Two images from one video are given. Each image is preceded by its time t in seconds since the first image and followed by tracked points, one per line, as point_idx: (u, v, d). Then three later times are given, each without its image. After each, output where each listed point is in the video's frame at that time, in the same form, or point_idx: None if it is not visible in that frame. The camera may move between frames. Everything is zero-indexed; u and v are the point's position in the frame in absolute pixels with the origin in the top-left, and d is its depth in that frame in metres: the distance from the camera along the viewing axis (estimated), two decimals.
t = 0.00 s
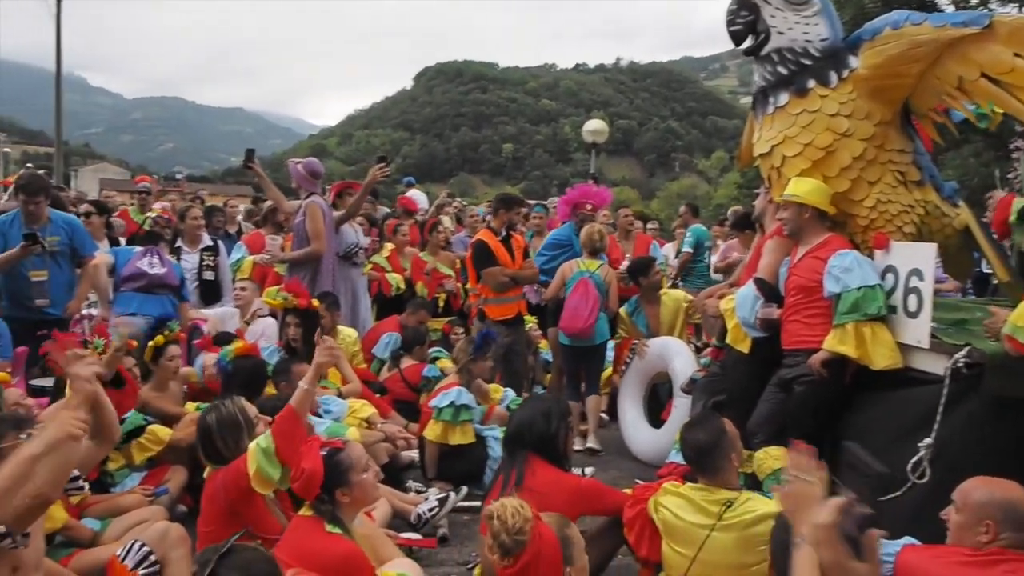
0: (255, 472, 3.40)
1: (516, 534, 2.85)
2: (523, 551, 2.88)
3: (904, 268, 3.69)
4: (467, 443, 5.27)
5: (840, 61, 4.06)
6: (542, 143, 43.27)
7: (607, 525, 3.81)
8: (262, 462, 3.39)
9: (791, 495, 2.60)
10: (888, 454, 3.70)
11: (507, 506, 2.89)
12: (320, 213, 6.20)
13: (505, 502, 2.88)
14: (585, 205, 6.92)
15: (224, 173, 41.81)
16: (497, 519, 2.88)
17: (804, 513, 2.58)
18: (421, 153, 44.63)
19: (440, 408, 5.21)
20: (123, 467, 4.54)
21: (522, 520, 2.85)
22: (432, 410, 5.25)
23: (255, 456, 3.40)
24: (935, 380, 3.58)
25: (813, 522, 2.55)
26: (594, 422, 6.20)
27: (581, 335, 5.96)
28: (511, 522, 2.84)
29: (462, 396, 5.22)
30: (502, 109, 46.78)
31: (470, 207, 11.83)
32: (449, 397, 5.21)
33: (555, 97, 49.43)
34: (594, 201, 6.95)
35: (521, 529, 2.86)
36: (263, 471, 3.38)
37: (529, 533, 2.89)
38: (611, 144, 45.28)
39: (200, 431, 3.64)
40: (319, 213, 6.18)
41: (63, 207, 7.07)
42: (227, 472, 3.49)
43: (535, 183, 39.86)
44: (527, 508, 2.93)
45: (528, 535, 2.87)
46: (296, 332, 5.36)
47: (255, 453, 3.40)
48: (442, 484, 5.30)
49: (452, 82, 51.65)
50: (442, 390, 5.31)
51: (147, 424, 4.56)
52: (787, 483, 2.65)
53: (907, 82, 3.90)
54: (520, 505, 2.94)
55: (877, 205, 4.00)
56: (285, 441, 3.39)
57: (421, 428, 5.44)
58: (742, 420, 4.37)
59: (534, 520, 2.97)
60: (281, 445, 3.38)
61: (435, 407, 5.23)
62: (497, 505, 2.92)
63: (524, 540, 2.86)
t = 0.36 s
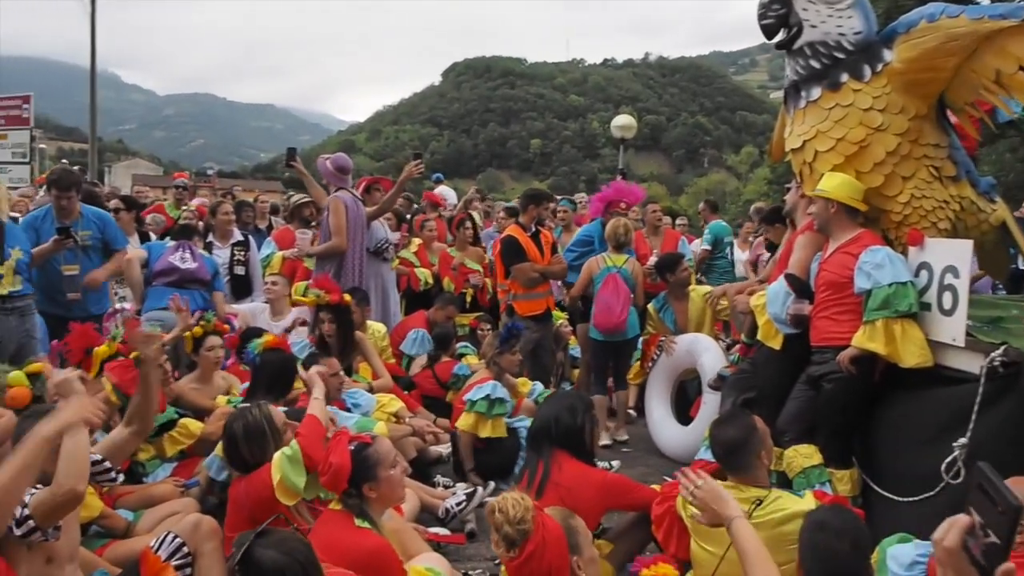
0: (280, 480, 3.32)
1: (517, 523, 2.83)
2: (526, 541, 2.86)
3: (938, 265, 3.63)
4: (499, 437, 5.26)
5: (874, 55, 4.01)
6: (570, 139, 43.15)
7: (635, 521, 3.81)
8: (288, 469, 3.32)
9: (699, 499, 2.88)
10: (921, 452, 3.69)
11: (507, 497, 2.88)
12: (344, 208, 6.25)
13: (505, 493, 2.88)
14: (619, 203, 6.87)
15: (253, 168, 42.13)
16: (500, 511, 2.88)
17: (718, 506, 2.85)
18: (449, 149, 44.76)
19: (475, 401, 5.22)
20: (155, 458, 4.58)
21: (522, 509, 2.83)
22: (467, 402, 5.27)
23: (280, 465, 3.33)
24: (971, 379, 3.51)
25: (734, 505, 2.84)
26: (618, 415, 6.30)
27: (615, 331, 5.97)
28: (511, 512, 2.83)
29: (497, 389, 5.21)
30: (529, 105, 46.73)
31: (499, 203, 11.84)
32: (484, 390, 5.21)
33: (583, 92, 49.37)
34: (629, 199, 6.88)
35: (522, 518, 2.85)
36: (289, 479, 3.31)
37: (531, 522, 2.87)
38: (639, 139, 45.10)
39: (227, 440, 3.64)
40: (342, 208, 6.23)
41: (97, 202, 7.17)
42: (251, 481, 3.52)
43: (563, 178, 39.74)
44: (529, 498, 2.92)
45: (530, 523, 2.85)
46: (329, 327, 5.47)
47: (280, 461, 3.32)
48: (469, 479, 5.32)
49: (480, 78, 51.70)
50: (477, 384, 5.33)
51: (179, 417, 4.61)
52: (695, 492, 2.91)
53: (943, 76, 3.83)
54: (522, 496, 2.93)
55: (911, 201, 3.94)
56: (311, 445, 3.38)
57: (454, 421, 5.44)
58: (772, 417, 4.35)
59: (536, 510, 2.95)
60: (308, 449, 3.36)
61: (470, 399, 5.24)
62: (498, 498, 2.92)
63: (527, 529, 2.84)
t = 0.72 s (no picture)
0: (301, 462, 3.38)
1: (529, 515, 2.83)
2: (539, 532, 2.86)
3: (959, 259, 3.59)
4: (519, 425, 5.25)
5: (894, 46, 3.96)
6: (584, 132, 43.02)
7: (648, 514, 3.80)
8: (308, 450, 3.36)
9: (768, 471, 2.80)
10: (938, 449, 3.63)
11: (519, 489, 2.89)
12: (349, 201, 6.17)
13: (517, 485, 2.89)
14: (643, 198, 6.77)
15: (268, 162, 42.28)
16: (512, 503, 2.89)
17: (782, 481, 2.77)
18: (463, 142, 44.77)
19: (495, 391, 5.20)
20: (172, 447, 4.63)
21: (534, 501, 2.83)
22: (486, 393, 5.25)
23: (300, 446, 3.38)
24: (992, 375, 3.45)
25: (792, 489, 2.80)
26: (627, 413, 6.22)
27: (636, 329, 5.99)
28: (523, 504, 2.83)
29: (517, 377, 5.22)
30: (543, 98, 46.68)
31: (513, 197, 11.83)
32: (504, 379, 5.20)
33: (596, 85, 49.26)
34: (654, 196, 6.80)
35: (535, 509, 2.84)
36: (310, 460, 3.35)
37: (544, 514, 2.87)
38: (654, 132, 44.94)
39: (247, 427, 3.63)
40: (347, 200, 6.16)
41: (115, 195, 7.22)
42: (270, 468, 3.48)
43: (577, 171, 39.61)
44: (541, 490, 2.91)
45: (542, 515, 2.85)
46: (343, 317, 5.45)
47: (301, 443, 3.38)
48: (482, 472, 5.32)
49: (493, 71, 51.66)
50: (492, 375, 5.33)
51: (196, 407, 4.68)
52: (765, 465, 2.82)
53: (966, 67, 3.77)
54: (534, 487, 2.92)
55: (931, 193, 3.89)
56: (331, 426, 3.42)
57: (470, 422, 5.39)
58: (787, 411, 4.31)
59: (548, 501, 2.94)
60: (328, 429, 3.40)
61: (489, 390, 5.23)
62: (511, 490, 2.94)
63: (539, 521, 2.85)
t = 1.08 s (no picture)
0: (347, 422, 3.45)
1: (566, 515, 2.83)
2: (576, 534, 2.86)
3: (1000, 255, 3.52)
4: (552, 421, 5.25)
5: (934, 37, 3.90)
6: (615, 126, 42.83)
7: (683, 510, 3.77)
8: (353, 411, 3.44)
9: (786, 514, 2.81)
10: (980, 448, 3.58)
11: (557, 488, 2.87)
12: (369, 196, 6.22)
13: (555, 485, 2.87)
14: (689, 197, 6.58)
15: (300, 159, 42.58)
16: (549, 502, 2.87)
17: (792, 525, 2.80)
18: (494, 137, 44.80)
19: (523, 391, 5.24)
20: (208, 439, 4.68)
21: (571, 502, 2.82)
22: (514, 394, 5.28)
23: (347, 407, 3.46)
24: None
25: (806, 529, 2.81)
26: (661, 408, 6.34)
27: (677, 326, 6.05)
28: (560, 504, 2.82)
29: (542, 375, 5.27)
30: (574, 92, 46.56)
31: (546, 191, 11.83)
32: (530, 377, 5.26)
33: (628, 79, 49.03)
34: (701, 192, 6.70)
35: (571, 510, 2.83)
36: (356, 419, 3.42)
37: (581, 515, 2.86)
38: (686, 126, 44.62)
39: (285, 408, 3.76)
40: (367, 194, 6.20)
41: (155, 192, 7.33)
42: (316, 438, 3.52)
43: (608, 166, 39.44)
44: (578, 490, 2.90)
45: (579, 516, 2.84)
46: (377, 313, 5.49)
47: (348, 404, 3.46)
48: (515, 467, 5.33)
49: (525, 66, 51.61)
50: (519, 372, 5.37)
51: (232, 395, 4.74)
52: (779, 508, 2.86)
53: (1007, 59, 3.72)
54: (571, 486, 2.91)
55: (971, 188, 3.82)
56: (378, 390, 3.49)
57: (502, 418, 5.32)
58: (822, 409, 4.27)
59: (587, 500, 2.93)
60: (374, 393, 3.46)
61: (517, 390, 5.26)
62: (548, 488, 2.91)
63: (576, 522, 2.84)
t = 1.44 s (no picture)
0: (398, 400, 3.53)
1: (628, 514, 2.79)
2: (638, 533, 2.81)
3: None
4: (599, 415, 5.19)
5: (990, 21, 3.75)
6: (656, 118, 42.53)
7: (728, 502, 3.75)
8: (405, 391, 3.51)
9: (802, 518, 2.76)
10: None
11: (620, 485, 2.82)
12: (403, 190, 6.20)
13: (618, 482, 2.82)
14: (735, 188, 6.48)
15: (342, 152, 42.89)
16: (610, 499, 2.83)
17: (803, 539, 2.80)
18: (533, 130, 44.74)
19: (566, 389, 5.17)
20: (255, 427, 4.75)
21: (634, 501, 2.77)
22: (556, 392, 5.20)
23: (398, 386, 3.53)
24: None
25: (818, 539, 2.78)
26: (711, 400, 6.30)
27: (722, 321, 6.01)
28: (623, 503, 2.77)
29: (583, 370, 5.19)
30: (614, 84, 46.34)
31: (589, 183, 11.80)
32: (572, 374, 5.18)
33: (669, 70, 48.69)
34: (748, 184, 6.53)
35: (634, 510, 2.79)
36: (406, 398, 3.51)
37: (643, 515, 2.80)
38: (727, 117, 44.19)
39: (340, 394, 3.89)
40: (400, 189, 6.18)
41: (203, 185, 7.44)
42: (370, 416, 3.58)
43: (649, 158, 39.17)
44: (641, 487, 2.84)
45: (641, 516, 2.80)
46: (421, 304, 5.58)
47: (399, 383, 3.53)
48: (558, 458, 5.34)
49: (565, 59, 51.48)
50: (560, 368, 5.29)
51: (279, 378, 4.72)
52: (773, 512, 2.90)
53: None
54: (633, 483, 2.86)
55: None
56: (428, 372, 3.53)
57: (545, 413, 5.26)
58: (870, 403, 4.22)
59: (650, 498, 2.88)
60: (424, 372, 3.51)
61: (560, 388, 5.19)
62: (610, 484, 2.85)
63: (637, 522, 2.80)
